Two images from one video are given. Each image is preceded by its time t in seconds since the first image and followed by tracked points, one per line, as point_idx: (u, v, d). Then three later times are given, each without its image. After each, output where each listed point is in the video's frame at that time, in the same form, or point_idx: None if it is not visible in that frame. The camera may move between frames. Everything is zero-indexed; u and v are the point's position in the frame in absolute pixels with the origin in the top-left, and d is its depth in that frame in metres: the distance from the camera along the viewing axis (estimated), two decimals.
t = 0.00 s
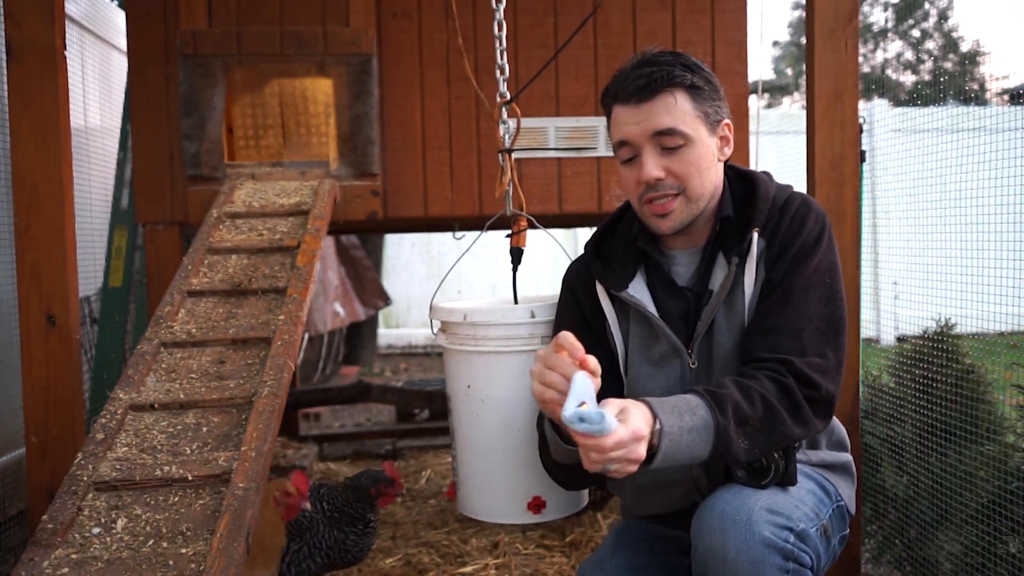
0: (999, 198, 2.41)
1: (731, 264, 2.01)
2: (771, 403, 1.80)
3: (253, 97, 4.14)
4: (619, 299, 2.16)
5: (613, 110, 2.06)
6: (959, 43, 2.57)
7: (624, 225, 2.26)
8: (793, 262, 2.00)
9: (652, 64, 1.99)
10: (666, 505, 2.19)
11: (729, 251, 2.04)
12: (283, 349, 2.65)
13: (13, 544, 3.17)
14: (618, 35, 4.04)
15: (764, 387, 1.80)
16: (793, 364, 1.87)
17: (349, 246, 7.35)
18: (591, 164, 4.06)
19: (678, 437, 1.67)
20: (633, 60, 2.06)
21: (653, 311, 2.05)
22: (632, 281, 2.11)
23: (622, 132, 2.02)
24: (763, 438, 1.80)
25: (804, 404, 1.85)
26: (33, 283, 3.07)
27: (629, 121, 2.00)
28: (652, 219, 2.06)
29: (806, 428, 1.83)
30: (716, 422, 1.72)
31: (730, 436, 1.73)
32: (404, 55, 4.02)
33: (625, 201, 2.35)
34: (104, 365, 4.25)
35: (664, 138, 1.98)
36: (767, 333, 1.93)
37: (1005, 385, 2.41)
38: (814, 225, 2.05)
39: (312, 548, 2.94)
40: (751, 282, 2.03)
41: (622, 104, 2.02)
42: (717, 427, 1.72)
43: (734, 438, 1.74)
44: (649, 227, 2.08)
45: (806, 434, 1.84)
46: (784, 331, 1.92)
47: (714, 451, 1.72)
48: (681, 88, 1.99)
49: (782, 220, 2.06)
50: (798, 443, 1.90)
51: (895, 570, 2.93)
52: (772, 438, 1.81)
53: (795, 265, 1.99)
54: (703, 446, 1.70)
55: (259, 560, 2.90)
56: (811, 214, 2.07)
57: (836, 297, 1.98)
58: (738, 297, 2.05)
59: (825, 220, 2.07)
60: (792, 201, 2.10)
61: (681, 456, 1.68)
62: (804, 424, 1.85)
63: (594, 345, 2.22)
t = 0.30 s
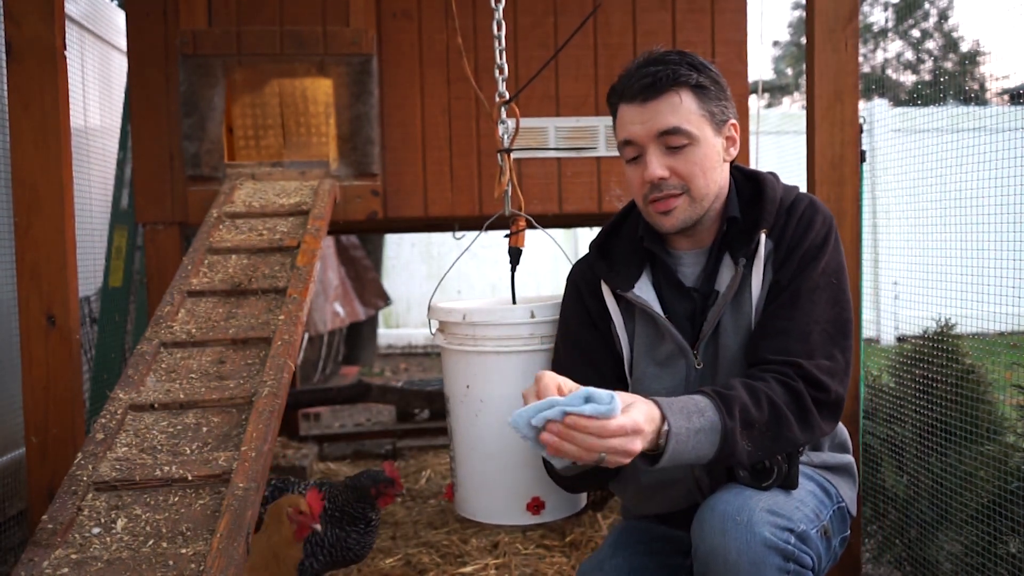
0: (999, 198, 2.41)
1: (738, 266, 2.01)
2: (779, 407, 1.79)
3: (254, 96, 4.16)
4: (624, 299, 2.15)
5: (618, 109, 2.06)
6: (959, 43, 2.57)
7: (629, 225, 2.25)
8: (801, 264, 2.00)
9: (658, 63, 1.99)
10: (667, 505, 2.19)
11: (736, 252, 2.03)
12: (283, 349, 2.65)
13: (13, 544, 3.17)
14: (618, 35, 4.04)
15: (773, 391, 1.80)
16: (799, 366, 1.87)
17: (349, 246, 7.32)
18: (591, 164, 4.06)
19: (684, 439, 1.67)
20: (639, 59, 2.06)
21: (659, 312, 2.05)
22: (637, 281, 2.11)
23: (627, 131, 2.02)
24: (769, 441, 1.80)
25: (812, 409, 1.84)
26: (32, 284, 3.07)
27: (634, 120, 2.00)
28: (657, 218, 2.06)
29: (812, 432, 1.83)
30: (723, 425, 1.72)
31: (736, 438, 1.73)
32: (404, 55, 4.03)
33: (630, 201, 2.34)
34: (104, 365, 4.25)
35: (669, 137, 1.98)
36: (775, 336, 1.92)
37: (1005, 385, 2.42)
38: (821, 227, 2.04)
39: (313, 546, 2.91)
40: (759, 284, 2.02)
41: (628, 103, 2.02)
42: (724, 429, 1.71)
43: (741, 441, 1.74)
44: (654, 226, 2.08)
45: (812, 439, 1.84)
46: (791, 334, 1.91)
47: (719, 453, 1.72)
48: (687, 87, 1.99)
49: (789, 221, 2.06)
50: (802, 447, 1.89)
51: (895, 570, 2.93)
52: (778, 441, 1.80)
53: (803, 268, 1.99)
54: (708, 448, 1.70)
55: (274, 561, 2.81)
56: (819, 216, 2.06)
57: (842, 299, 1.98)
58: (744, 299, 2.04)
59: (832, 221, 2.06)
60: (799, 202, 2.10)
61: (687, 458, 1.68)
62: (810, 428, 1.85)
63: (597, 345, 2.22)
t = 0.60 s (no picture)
0: (999, 198, 2.41)
1: (739, 266, 2.01)
2: (777, 408, 1.79)
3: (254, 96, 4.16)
4: (625, 299, 2.15)
5: (621, 110, 2.06)
6: (959, 43, 2.57)
7: (630, 225, 2.25)
8: (801, 263, 2.00)
9: (662, 64, 1.99)
10: (667, 505, 2.19)
11: (737, 252, 2.04)
12: (283, 349, 2.65)
13: (13, 544, 3.17)
14: (618, 35, 4.04)
15: (771, 393, 1.79)
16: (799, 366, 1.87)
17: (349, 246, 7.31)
18: (591, 164, 4.06)
19: (680, 442, 1.67)
20: (644, 59, 2.06)
21: (660, 312, 2.05)
22: (639, 281, 2.11)
23: (630, 132, 2.02)
24: (767, 442, 1.79)
25: (810, 409, 1.84)
26: (32, 284, 3.07)
27: (638, 121, 2.00)
28: (659, 218, 2.06)
29: (810, 433, 1.82)
30: (720, 427, 1.71)
31: (732, 440, 1.72)
32: (404, 55, 4.03)
33: (631, 201, 2.34)
34: (104, 365, 4.25)
35: (673, 139, 1.98)
36: (775, 336, 1.92)
37: (1005, 386, 2.42)
38: (822, 227, 2.04)
39: (319, 545, 2.98)
40: (759, 284, 2.02)
41: (631, 104, 2.02)
42: (721, 431, 1.71)
43: (737, 443, 1.74)
44: (655, 226, 2.08)
45: (810, 440, 1.84)
46: (792, 334, 1.91)
47: (717, 455, 1.72)
48: (692, 88, 1.99)
49: (790, 222, 2.06)
50: (801, 448, 1.89)
51: (895, 570, 2.93)
52: (776, 442, 1.80)
53: (802, 268, 1.99)
54: (705, 450, 1.70)
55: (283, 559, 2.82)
56: (820, 216, 2.06)
57: (842, 299, 1.98)
58: (745, 299, 2.04)
59: (833, 221, 2.06)
60: (800, 202, 2.10)
61: (683, 461, 1.68)
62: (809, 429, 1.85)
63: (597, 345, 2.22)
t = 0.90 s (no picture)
0: (999, 198, 2.41)
1: (739, 267, 2.01)
2: (783, 411, 1.79)
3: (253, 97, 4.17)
4: (624, 300, 2.15)
5: (620, 111, 2.06)
6: (959, 43, 2.57)
7: (630, 226, 2.26)
8: (802, 264, 2.00)
9: (660, 65, 1.99)
10: (666, 505, 2.18)
11: (737, 253, 2.04)
12: (283, 349, 2.65)
13: (13, 544, 3.17)
14: (618, 35, 4.04)
15: (778, 395, 1.79)
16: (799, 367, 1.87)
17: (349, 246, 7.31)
18: (590, 164, 4.06)
19: (693, 446, 1.66)
20: (641, 60, 2.06)
21: (659, 312, 2.05)
22: (638, 281, 2.11)
23: (629, 133, 2.02)
24: (773, 445, 1.80)
25: (814, 411, 1.84)
26: (33, 284, 3.07)
27: (636, 122, 2.00)
28: (658, 219, 2.06)
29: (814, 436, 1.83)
30: (729, 429, 1.71)
31: (739, 442, 1.73)
32: (403, 55, 4.03)
33: (630, 202, 2.34)
34: (104, 365, 4.25)
35: (671, 140, 1.98)
36: (776, 337, 1.92)
37: (1005, 385, 2.42)
38: (822, 227, 2.04)
39: (334, 567, 2.97)
40: (759, 284, 2.02)
41: (629, 105, 2.02)
42: (729, 434, 1.71)
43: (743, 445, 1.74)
44: (655, 227, 2.09)
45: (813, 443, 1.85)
46: (792, 335, 1.91)
47: (723, 457, 1.72)
48: (690, 89, 1.99)
49: (790, 222, 2.06)
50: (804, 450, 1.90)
51: (895, 570, 2.92)
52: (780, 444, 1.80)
53: (804, 268, 1.99)
54: (714, 453, 1.70)
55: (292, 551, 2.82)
56: (819, 216, 2.06)
57: (843, 300, 1.98)
58: (744, 300, 2.04)
59: (832, 222, 2.06)
60: (799, 203, 2.10)
61: (692, 462, 1.68)
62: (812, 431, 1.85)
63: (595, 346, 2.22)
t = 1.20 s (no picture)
0: (999, 198, 2.41)
1: (738, 267, 2.01)
2: (778, 406, 1.79)
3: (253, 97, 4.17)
4: (624, 300, 2.16)
5: (613, 112, 2.06)
6: (959, 44, 2.57)
7: (629, 226, 2.26)
8: (802, 264, 1.99)
9: (651, 65, 1.98)
10: (667, 506, 2.18)
11: (736, 254, 2.04)
12: (283, 349, 2.65)
13: (13, 544, 3.17)
14: (618, 35, 4.04)
15: (771, 390, 1.79)
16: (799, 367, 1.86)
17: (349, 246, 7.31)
18: (591, 164, 4.06)
19: (685, 436, 1.66)
20: (634, 60, 2.05)
21: (658, 312, 2.06)
22: (638, 282, 2.11)
23: (623, 135, 2.02)
24: (771, 440, 1.78)
25: (811, 407, 1.83)
26: (33, 284, 3.07)
27: (629, 124, 2.00)
28: (655, 220, 2.07)
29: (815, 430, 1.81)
30: (721, 422, 1.71)
31: (735, 433, 1.71)
32: (403, 55, 4.03)
33: (630, 201, 2.34)
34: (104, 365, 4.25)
35: (663, 141, 1.98)
36: (774, 338, 1.92)
37: (1005, 385, 2.42)
38: (822, 227, 2.04)
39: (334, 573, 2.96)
40: (759, 285, 2.02)
41: (621, 106, 2.02)
42: (723, 426, 1.70)
43: (739, 437, 1.72)
44: (653, 228, 2.09)
45: (814, 438, 1.83)
46: (791, 335, 1.91)
47: (721, 451, 1.70)
48: (681, 88, 1.98)
49: (790, 222, 2.06)
50: (806, 446, 1.88)
51: (895, 570, 2.92)
52: (780, 440, 1.79)
53: (804, 268, 1.98)
54: (710, 446, 1.68)
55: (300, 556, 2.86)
56: (819, 216, 2.06)
57: (843, 300, 1.97)
58: (744, 300, 2.04)
59: (833, 222, 2.06)
60: (799, 202, 2.10)
61: (691, 458, 1.66)
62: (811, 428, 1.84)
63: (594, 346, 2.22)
